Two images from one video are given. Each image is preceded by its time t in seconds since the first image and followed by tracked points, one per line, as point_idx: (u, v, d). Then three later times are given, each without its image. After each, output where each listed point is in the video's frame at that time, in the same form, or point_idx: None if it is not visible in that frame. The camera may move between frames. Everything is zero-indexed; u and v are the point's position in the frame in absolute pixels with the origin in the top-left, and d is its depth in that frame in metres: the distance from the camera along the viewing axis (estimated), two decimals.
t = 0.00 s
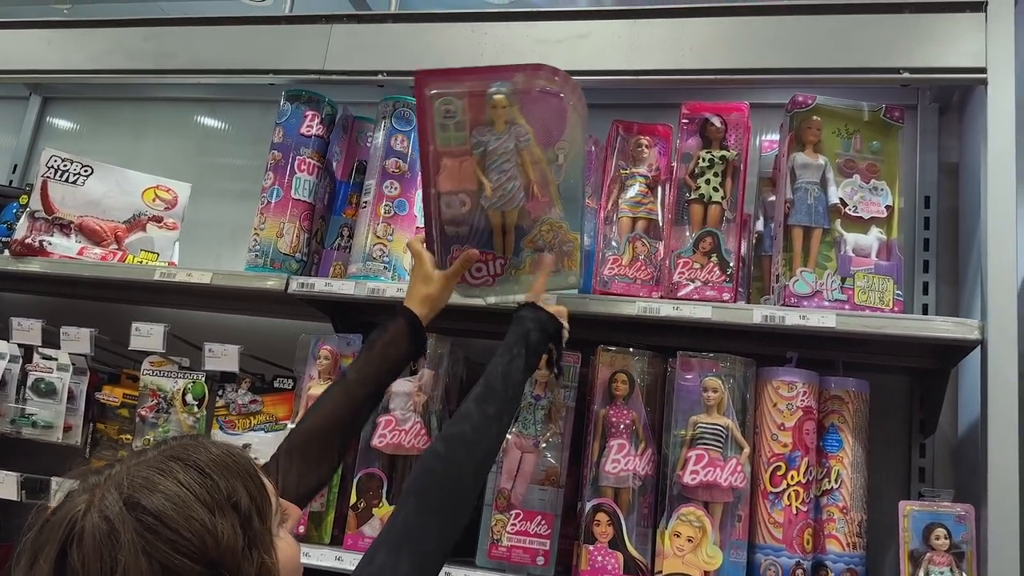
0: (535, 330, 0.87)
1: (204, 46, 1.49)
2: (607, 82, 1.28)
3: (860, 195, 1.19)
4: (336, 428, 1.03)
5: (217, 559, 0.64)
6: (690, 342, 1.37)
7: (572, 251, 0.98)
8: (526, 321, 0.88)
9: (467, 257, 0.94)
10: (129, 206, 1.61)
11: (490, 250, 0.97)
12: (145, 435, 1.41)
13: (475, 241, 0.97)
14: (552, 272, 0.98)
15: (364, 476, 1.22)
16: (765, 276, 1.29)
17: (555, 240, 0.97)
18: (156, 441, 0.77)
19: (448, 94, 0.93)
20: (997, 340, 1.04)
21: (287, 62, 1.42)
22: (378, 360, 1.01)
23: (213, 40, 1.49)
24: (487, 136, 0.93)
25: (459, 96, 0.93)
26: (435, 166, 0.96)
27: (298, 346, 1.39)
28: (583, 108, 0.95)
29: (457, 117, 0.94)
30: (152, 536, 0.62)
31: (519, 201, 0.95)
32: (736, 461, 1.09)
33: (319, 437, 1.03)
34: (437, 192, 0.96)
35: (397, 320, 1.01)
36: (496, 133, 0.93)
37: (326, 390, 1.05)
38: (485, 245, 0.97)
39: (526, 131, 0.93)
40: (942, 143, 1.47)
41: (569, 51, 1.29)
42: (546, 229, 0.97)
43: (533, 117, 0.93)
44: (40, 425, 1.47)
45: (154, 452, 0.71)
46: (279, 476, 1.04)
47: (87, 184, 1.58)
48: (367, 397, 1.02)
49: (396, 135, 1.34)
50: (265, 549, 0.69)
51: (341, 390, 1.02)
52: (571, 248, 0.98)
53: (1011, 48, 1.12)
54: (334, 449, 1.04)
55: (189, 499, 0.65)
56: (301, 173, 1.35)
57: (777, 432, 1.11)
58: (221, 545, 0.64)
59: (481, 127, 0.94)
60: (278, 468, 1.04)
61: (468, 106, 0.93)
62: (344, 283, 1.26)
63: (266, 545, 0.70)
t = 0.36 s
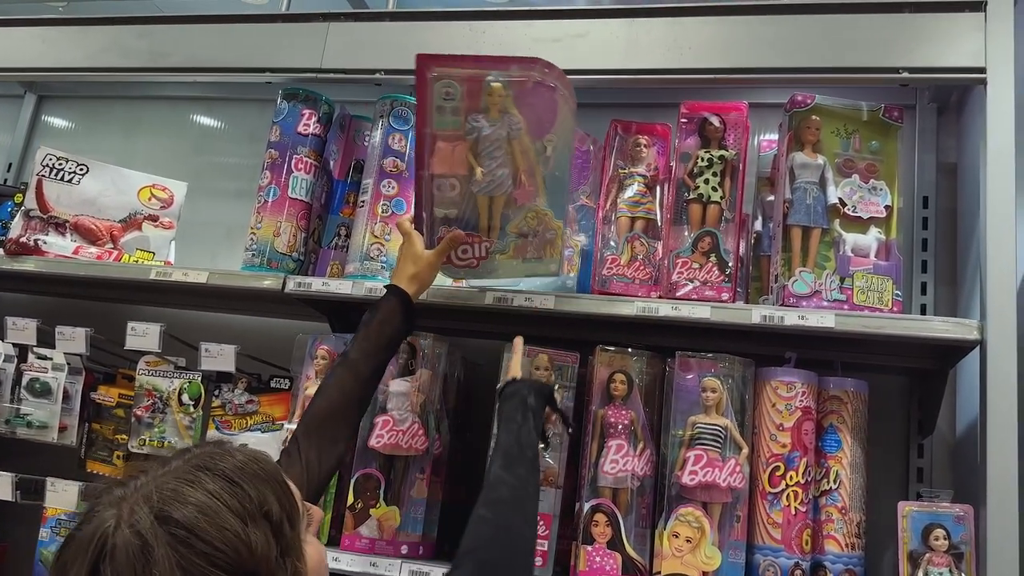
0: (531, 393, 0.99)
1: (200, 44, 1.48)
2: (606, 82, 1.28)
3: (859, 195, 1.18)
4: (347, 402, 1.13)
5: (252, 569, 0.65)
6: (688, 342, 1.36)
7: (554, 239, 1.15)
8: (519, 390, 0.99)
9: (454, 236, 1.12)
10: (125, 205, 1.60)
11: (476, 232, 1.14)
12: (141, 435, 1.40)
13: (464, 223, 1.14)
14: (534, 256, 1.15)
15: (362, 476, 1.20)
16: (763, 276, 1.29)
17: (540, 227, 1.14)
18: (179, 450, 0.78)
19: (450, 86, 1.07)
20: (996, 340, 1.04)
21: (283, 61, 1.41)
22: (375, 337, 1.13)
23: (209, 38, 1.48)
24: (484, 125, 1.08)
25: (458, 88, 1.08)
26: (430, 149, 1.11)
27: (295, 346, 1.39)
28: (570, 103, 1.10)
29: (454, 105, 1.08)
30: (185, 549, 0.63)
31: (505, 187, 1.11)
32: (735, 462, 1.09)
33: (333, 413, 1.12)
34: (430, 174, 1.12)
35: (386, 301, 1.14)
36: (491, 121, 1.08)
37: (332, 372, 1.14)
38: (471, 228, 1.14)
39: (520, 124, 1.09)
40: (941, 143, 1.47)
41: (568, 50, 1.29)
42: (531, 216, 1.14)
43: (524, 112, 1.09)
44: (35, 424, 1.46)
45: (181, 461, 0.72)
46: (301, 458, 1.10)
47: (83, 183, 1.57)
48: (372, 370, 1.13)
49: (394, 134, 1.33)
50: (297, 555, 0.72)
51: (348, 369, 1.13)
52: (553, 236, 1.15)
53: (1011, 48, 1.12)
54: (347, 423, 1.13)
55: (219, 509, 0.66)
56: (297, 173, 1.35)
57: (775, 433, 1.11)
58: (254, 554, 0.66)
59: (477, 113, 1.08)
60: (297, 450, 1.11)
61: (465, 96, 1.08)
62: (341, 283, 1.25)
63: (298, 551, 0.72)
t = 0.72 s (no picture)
0: (526, 376, 0.78)
1: (200, 45, 1.47)
2: (607, 83, 1.28)
3: (861, 196, 1.18)
4: (356, 397, 1.09)
5: None
6: (690, 344, 1.36)
7: (540, 242, 1.18)
8: (508, 376, 0.78)
9: (441, 228, 1.14)
10: (125, 207, 1.59)
11: (465, 229, 1.19)
12: (141, 438, 1.40)
13: (453, 220, 1.19)
14: (520, 258, 1.18)
15: (363, 479, 1.20)
16: (765, 277, 1.29)
17: (525, 228, 1.19)
18: (223, 462, 0.77)
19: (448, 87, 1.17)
20: (1000, 342, 1.03)
21: (284, 62, 1.41)
22: (371, 330, 1.10)
23: (209, 39, 1.48)
24: (474, 124, 1.16)
25: (455, 93, 1.18)
26: (425, 150, 1.18)
27: (295, 348, 1.38)
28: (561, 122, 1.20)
29: (450, 108, 1.18)
30: (236, 564, 0.62)
31: (494, 190, 1.17)
32: (737, 464, 1.09)
33: (340, 409, 1.08)
34: (424, 174, 1.18)
35: (377, 295, 1.12)
36: (482, 123, 1.17)
37: (334, 370, 1.10)
38: (461, 227, 1.19)
39: (509, 130, 1.18)
40: (941, 144, 1.47)
41: (569, 51, 1.28)
42: (518, 216, 1.19)
43: (515, 121, 1.19)
44: (35, 427, 1.46)
45: (227, 475, 0.71)
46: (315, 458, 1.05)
47: (82, 184, 1.57)
48: (373, 362, 1.10)
49: (395, 135, 1.33)
50: (344, 567, 0.71)
51: (349, 364, 1.09)
52: (539, 240, 1.18)
53: (1013, 49, 1.12)
54: (356, 419, 1.09)
55: (269, 523, 0.65)
56: (298, 174, 1.34)
57: (778, 435, 1.10)
58: (304, 566, 0.65)
59: (469, 117, 1.17)
60: (309, 451, 1.06)
61: (460, 101, 1.18)
62: (343, 285, 1.24)
63: (344, 563, 0.71)
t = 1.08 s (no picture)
0: (576, 293, 0.77)
1: (202, 47, 1.47)
2: (610, 85, 1.28)
3: (865, 197, 1.18)
4: (362, 399, 1.05)
5: None
6: (693, 345, 1.36)
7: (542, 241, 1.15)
8: (559, 287, 0.77)
9: (442, 223, 1.05)
10: (126, 209, 1.59)
11: (468, 228, 1.16)
12: (143, 441, 1.40)
13: (456, 221, 1.17)
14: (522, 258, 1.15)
15: (366, 481, 1.19)
16: (768, 279, 1.28)
17: (527, 227, 1.16)
18: (256, 468, 0.78)
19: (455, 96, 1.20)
20: (1005, 343, 1.03)
21: (285, 63, 1.40)
22: (377, 330, 1.05)
23: (211, 41, 1.47)
24: (478, 129, 1.16)
25: (462, 103, 1.20)
26: (431, 156, 1.18)
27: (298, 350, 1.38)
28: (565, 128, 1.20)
29: (456, 117, 1.20)
30: (266, 566, 0.62)
31: (496, 193, 1.15)
32: (742, 466, 1.09)
33: (347, 410, 1.05)
34: (428, 178, 1.17)
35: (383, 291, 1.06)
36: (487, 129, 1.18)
37: (341, 369, 1.06)
38: (464, 226, 1.16)
39: (514, 137, 1.18)
40: (944, 144, 1.47)
41: (572, 52, 1.28)
42: (520, 216, 1.16)
43: (520, 131, 1.20)
44: (37, 431, 1.45)
45: (261, 479, 0.72)
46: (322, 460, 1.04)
47: (83, 187, 1.57)
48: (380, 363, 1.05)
49: (397, 137, 1.33)
50: None
51: (356, 363, 1.04)
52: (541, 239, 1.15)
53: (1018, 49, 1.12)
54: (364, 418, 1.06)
55: (299, 527, 0.65)
56: (300, 176, 1.34)
57: (783, 436, 1.10)
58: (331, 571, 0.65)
59: (475, 124, 1.19)
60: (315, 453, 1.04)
61: (467, 111, 1.20)
62: (345, 287, 1.24)
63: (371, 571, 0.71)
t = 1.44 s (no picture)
0: (593, 409, 0.85)
1: (199, 48, 1.47)
2: (608, 84, 1.27)
3: (863, 195, 1.18)
4: (380, 401, 1.09)
5: None
6: (693, 344, 1.36)
7: (547, 244, 1.20)
8: (575, 406, 0.84)
9: (454, 224, 1.16)
10: (124, 211, 1.59)
11: (475, 229, 1.21)
12: (143, 443, 1.39)
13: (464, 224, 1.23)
14: (526, 258, 1.19)
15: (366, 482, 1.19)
16: (767, 277, 1.28)
17: (533, 229, 1.21)
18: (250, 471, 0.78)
19: (465, 112, 1.30)
20: (1003, 340, 1.03)
21: (282, 64, 1.40)
22: (396, 334, 1.09)
23: (208, 42, 1.47)
24: (486, 143, 1.26)
25: (472, 121, 1.31)
26: (442, 167, 1.28)
27: (296, 351, 1.37)
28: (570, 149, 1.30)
29: (466, 132, 1.30)
30: (267, 567, 0.62)
31: (503, 199, 1.21)
32: (742, 464, 1.09)
33: (365, 411, 1.09)
34: (439, 186, 1.26)
35: (403, 298, 1.11)
36: (495, 142, 1.27)
37: (360, 372, 1.10)
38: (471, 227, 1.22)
39: (521, 151, 1.26)
40: (943, 142, 1.47)
41: (569, 52, 1.28)
42: (526, 218, 1.21)
43: (527, 149, 1.30)
44: (36, 433, 1.45)
45: (256, 482, 0.72)
46: (340, 459, 1.08)
47: (81, 189, 1.57)
48: (400, 366, 1.09)
49: (395, 137, 1.33)
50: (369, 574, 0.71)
51: (376, 367, 1.09)
52: (545, 241, 1.21)
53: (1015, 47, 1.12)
54: (382, 420, 1.10)
55: (298, 528, 0.66)
56: (298, 177, 1.34)
57: (782, 435, 1.10)
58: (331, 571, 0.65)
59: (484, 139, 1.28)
60: (335, 453, 1.08)
61: (477, 127, 1.30)
62: (344, 287, 1.25)
63: (369, 570, 0.71)
